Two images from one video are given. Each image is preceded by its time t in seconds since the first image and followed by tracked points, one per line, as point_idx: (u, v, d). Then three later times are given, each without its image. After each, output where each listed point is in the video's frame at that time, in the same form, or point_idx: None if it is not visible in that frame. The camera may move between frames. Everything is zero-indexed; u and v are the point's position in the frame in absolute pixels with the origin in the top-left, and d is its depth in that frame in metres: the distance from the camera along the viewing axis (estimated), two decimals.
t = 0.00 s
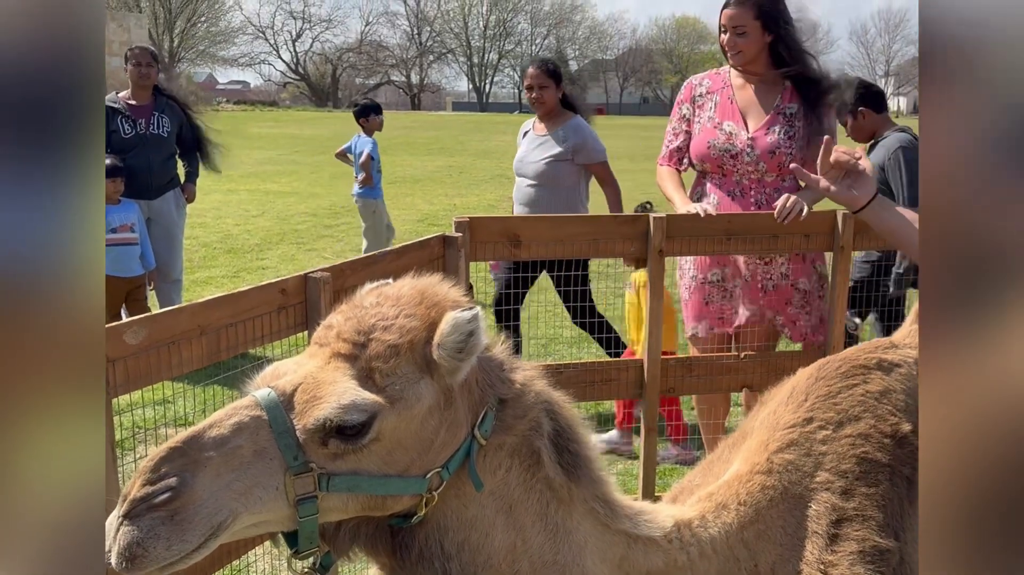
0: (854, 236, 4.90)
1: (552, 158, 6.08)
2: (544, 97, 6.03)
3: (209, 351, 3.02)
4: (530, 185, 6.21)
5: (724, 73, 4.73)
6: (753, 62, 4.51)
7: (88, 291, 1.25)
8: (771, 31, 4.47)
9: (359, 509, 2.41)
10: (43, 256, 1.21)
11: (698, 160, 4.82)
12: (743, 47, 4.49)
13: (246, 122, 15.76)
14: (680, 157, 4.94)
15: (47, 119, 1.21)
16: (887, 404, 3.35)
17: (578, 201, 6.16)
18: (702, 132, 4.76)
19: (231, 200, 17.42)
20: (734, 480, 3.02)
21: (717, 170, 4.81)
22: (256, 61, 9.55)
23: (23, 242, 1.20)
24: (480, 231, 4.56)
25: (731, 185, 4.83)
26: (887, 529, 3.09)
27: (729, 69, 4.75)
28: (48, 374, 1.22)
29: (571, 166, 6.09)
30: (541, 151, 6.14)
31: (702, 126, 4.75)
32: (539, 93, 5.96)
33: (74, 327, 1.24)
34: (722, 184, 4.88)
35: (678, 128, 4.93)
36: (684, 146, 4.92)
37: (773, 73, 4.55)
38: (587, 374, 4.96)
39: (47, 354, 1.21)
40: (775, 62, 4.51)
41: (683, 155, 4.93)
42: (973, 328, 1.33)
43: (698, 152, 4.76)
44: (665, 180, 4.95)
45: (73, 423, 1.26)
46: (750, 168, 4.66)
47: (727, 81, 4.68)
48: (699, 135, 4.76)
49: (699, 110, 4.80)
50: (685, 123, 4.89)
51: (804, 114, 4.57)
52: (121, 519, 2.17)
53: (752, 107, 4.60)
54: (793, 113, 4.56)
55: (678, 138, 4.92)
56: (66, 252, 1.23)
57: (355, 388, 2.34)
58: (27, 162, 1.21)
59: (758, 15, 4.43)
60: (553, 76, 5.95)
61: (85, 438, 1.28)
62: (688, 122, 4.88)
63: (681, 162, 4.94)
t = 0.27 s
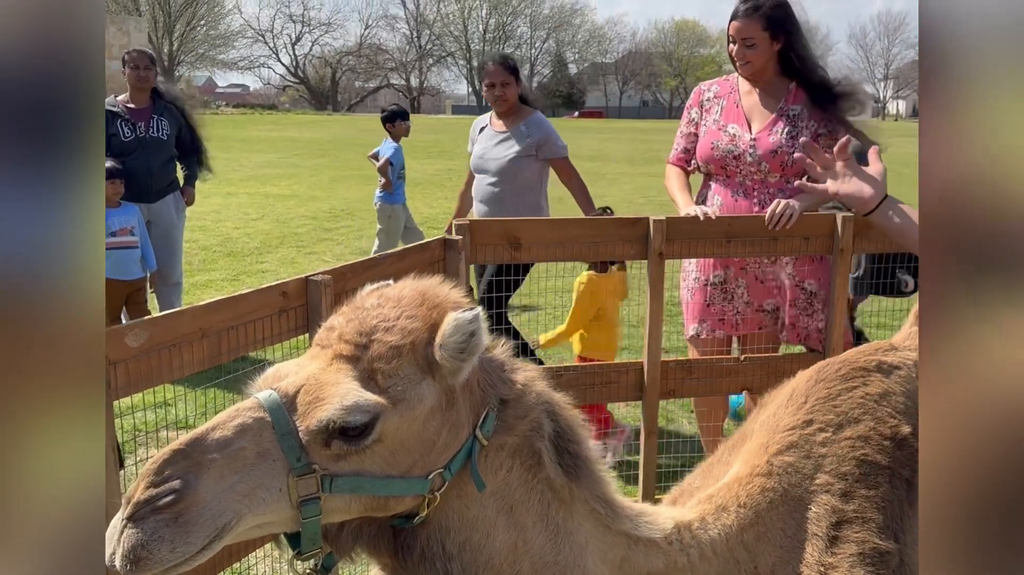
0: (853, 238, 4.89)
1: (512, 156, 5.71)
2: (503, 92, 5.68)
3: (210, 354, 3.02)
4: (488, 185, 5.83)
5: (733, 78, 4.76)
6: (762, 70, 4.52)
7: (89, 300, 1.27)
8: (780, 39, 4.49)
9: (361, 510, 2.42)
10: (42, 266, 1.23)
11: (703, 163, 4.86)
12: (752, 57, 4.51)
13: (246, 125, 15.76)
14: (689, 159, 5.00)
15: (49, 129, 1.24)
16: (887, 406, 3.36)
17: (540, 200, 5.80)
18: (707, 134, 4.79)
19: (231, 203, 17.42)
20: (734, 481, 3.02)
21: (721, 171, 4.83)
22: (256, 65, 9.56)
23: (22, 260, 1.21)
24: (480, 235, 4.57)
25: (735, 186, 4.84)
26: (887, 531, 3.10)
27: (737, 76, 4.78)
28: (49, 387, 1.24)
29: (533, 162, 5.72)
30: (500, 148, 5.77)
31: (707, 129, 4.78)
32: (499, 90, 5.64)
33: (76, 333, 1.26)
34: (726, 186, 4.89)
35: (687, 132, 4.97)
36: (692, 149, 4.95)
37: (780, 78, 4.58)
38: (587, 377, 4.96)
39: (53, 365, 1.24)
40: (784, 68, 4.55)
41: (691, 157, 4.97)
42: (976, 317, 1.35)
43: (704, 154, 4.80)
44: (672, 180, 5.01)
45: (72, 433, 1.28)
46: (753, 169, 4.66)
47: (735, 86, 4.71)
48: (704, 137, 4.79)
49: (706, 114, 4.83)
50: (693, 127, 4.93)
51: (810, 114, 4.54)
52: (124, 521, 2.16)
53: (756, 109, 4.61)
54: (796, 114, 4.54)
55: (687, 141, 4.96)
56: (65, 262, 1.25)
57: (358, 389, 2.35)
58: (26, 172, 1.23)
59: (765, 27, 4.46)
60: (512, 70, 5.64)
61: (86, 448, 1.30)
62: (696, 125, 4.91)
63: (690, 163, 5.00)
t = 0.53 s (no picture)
0: (851, 239, 4.90)
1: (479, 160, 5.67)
2: (470, 100, 5.67)
3: (209, 355, 3.02)
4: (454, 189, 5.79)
5: (736, 80, 4.75)
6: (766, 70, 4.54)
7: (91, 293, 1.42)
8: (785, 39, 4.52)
9: (362, 507, 2.42)
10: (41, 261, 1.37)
11: (704, 163, 4.87)
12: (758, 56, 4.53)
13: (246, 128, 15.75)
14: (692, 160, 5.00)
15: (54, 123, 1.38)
16: (885, 406, 3.36)
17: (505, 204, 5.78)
18: (708, 135, 4.80)
19: (230, 205, 17.42)
20: (734, 481, 3.03)
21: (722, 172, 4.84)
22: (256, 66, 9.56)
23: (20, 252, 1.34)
24: (478, 235, 4.57)
25: (736, 186, 4.85)
26: (886, 531, 3.10)
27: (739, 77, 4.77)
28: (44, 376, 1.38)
29: (500, 167, 5.69)
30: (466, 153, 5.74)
31: (709, 129, 4.79)
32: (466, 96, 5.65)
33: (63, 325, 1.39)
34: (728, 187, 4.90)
35: (689, 133, 4.98)
36: (694, 150, 4.96)
37: (784, 76, 4.59)
38: (586, 377, 4.97)
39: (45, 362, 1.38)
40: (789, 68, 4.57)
41: (694, 158, 4.97)
42: (956, 325, 1.64)
43: (705, 155, 4.81)
44: (674, 182, 5.02)
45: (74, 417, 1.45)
46: (754, 170, 4.67)
47: (738, 88, 4.71)
48: (706, 138, 4.80)
49: (709, 115, 4.84)
50: (696, 128, 4.94)
51: (811, 113, 4.54)
52: (125, 517, 2.17)
53: (758, 111, 4.62)
54: (797, 114, 4.54)
55: (690, 143, 4.97)
56: (66, 261, 1.39)
57: (358, 385, 2.35)
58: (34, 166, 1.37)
59: (772, 26, 4.48)
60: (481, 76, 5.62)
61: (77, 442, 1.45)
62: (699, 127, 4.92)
63: (693, 164, 5.01)
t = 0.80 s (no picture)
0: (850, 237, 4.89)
1: (442, 157, 5.62)
2: (437, 96, 5.62)
3: (206, 354, 3.01)
4: (416, 185, 5.73)
5: (734, 79, 4.76)
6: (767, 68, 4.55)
7: (91, 295, 1.29)
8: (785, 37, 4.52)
9: (362, 502, 2.41)
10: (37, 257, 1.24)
11: (704, 163, 4.87)
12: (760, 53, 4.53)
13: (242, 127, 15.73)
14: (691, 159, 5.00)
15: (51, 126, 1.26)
16: (884, 405, 3.36)
17: (468, 202, 5.73)
18: (708, 135, 4.80)
19: (228, 205, 17.41)
20: (733, 480, 3.03)
21: (722, 172, 4.85)
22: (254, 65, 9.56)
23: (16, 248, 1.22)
24: (477, 234, 4.57)
25: (737, 187, 4.86)
26: (885, 530, 3.09)
27: (738, 75, 4.77)
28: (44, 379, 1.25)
29: (463, 165, 5.65)
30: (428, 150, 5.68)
31: (709, 129, 4.79)
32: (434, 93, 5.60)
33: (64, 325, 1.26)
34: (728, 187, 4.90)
35: (688, 133, 4.98)
36: (694, 150, 4.96)
37: (784, 74, 4.60)
38: (584, 376, 4.96)
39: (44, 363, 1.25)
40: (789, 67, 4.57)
41: (693, 158, 4.97)
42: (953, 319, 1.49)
43: (705, 155, 4.81)
44: (674, 183, 5.02)
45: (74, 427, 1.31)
46: (754, 170, 4.68)
47: (737, 87, 4.71)
48: (705, 137, 4.80)
49: (708, 114, 4.84)
50: (694, 128, 4.94)
51: (812, 110, 4.55)
52: (126, 511, 2.17)
53: (757, 110, 4.62)
54: (797, 112, 4.56)
55: (689, 143, 4.97)
56: (64, 260, 1.26)
57: (359, 380, 2.34)
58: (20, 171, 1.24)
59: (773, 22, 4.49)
60: (448, 72, 5.58)
61: (80, 453, 1.32)
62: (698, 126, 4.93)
63: (692, 164, 5.01)
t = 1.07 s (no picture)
0: (847, 235, 4.89)
1: (420, 149, 5.66)
2: (411, 84, 5.58)
3: (203, 352, 3.01)
4: (392, 177, 5.76)
5: (731, 77, 4.76)
6: (765, 64, 4.55)
7: (92, 304, 1.17)
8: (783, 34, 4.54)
9: (360, 495, 2.41)
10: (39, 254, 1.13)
11: (703, 161, 4.87)
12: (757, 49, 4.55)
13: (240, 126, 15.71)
14: (688, 158, 5.02)
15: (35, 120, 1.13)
16: (880, 403, 3.37)
17: (443, 193, 5.81)
18: (706, 133, 4.79)
19: (226, 202, 17.41)
20: (728, 477, 3.03)
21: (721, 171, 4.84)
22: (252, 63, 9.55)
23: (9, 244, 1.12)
24: (474, 231, 4.56)
25: (735, 186, 4.87)
26: (881, 527, 3.10)
27: (735, 73, 4.77)
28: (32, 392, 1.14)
29: (440, 156, 5.72)
30: (405, 141, 5.70)
31: (706, 128, 4.78)
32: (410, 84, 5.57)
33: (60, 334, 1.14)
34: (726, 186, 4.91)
35: (685, 132, 4.98)
36: (690, 148, 4.97)
37: (781, 72, 4.60)
38: (581, 373, 4.97)
39: (36, 377, 1.13)
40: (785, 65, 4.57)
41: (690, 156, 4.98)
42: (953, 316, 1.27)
43: (703, 153, 4.81)
44: (673, 183, 5.03)
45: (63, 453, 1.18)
46: (753, 169, 4.69)
47: (734, 84, 4.71)
48: (703, 136, 4.79)
49: (705, 112, 4.83)
50: (691, 126, 4.94)
51: (810, 110, 4.54)
52: (124, 501, 2.17)
53: (756, 109, 4.62)
54: (796, 112, 4.55)
55: (685, 142, 4.97)
56: (61, 262, 1.14)
57: (357, 373, 2.34)
58: None
59: (771, 17, 4.52)
60: (421, 62, 5.54)
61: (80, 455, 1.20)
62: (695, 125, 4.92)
63: (688, 163, 5.02)
